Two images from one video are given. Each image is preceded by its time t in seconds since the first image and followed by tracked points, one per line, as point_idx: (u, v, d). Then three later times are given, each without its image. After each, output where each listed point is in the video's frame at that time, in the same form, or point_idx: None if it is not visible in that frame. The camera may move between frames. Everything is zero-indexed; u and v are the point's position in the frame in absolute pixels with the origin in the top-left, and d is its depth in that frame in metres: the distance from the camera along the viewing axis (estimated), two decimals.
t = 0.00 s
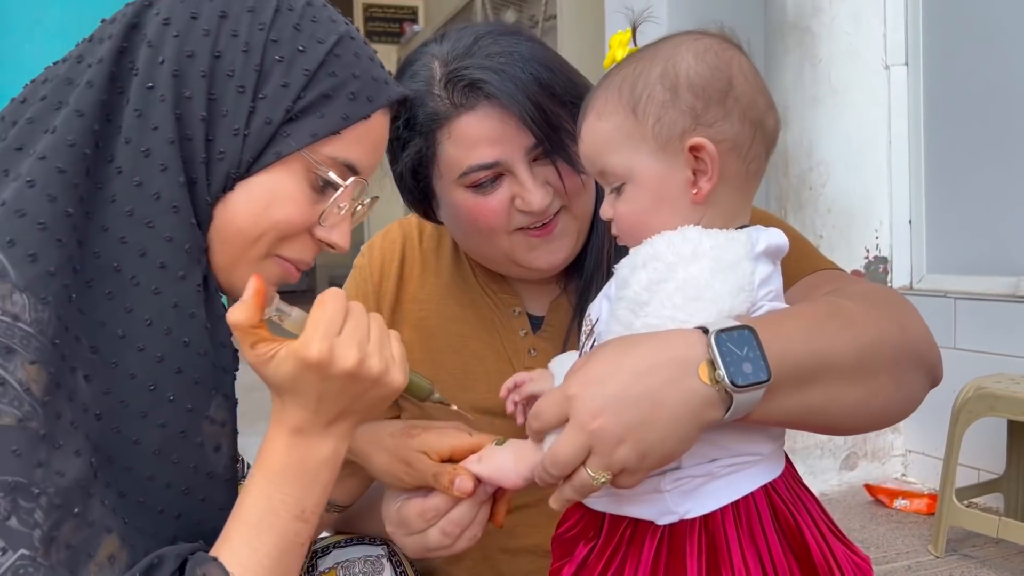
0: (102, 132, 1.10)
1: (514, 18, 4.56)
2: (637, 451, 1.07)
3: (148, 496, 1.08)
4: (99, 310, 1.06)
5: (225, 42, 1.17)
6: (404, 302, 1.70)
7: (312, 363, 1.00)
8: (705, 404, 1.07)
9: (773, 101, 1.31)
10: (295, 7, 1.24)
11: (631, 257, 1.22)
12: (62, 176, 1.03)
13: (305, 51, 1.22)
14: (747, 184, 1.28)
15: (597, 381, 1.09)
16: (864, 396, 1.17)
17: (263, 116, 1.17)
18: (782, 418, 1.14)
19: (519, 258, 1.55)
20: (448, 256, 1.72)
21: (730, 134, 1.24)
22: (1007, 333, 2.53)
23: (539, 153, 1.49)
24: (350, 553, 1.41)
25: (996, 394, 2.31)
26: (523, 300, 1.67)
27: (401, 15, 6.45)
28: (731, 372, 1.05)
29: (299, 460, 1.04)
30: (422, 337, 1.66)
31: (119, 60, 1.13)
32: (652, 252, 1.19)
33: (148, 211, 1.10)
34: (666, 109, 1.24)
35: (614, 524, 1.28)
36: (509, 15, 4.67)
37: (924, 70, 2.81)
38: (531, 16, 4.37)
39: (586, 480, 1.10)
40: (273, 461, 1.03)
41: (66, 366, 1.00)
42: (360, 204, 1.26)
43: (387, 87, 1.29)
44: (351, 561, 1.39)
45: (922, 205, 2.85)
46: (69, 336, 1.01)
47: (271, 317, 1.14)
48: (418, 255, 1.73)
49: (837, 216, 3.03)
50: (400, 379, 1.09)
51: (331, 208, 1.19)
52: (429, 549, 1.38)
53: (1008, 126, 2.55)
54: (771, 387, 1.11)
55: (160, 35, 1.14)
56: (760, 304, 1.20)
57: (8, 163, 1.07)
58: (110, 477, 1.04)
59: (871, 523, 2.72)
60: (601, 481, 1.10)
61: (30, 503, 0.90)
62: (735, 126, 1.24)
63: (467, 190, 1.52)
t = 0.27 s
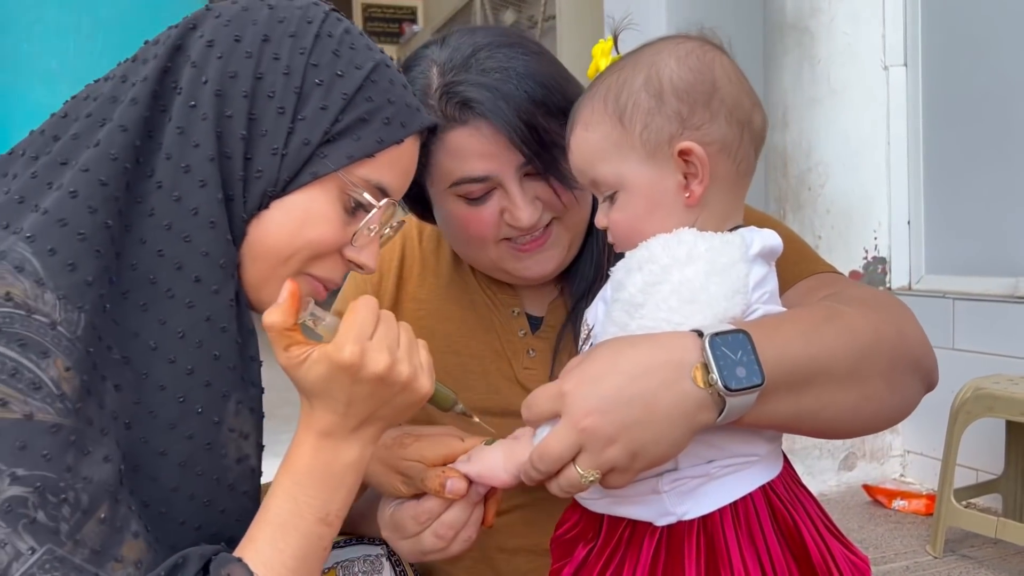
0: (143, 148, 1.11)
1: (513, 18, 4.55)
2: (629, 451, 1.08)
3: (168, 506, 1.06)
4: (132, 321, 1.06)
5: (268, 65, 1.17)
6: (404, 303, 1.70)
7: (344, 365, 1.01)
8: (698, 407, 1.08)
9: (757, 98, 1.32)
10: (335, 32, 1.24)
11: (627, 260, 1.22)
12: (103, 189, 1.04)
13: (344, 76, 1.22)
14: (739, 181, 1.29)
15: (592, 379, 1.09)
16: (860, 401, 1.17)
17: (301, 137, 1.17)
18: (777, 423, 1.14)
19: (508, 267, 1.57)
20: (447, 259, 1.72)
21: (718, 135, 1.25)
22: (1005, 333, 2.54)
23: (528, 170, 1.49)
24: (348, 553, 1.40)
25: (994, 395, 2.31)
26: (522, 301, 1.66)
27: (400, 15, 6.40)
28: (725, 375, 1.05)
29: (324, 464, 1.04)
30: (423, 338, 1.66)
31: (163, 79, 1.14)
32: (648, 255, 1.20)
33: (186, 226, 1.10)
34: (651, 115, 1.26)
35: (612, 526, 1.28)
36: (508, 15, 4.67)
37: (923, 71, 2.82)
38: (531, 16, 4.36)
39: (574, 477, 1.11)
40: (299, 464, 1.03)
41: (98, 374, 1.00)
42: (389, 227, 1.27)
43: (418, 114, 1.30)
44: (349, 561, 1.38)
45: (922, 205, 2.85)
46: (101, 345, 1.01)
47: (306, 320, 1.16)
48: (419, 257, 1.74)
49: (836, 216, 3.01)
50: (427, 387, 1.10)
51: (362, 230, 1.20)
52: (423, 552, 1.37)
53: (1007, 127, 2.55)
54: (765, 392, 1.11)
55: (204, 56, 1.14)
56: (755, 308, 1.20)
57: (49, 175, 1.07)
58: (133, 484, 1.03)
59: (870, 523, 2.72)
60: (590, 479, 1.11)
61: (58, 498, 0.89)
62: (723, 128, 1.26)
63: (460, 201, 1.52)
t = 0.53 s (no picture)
0: (164, 152, 1.11)
1: (514, 18, 4.55)
2: (627, 450, 1.08)
3: (173, 510, 1.06)
4: (147, 324, 1.06)
5: (291, 78, 1.17)
6: (405, 304, 1.70)
7: (345, 367, 1.01)
8: (698, 409, 1.08)
9: (740, 96, 1.33)
10: (359, 49, 1.24)
11: (625, 261, 1.22)
12: (123, 192, 1.04)
13: (367, 92, 1.22)
14: (728, 180, 1.30)
15: (593, 378, 1.09)
16: (859, 409, 1.17)
17: (322, 149, 1.17)
18: (778, 427, 1.15)
19: (504, 270, 1.57)
20: (449, 259, 1.72)
21: (702, 136, 1.26)
22: (1005, 334, 2.53)
23: (522, 179, 1.48)
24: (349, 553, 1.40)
25: (995, 395, 2.31)
26: (523, 300, 1.65)
27: (401, 15, 6.33)
28: (726, 379, 1.05)
29: (325, 465, 1.04)
30: (423, 338, 1.66)
31: (187, 86, 1.14)
32: (646, 255, 1.20)
33: (204, 232, 1.10)
34: (635, 121, 1.27)
35: (613, 527, 1.28)
36: (509, 14, 4.66)
37: (923, 71, 2.82)
38: (531, 16, 4.36)
39: (571, 474, 1.11)
40: (299, 467, 1.03)
41: (111, 377, 1.00)
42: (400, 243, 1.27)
43: (435, 132, 1.29)
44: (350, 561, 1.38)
45: (922, 206, 2.85)
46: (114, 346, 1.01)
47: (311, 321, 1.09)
48: (420, 258, 1.74)
49: (836, 216, 3.02)
50: (428, 388, 1.09)
51: (375, 244, 1.20)
52: (423, 554, 1.37)
53: (1008, 128, 2.55)
54: (766, 397, 1.11)
55: (230, 66, 1.15)
56: (754, 310, 1.21)
57: (67, 175, 1.06)
58: (139, 486, 1.03)
59: (870, 524, 2.72)
60: (587, 477, 1.11)
61: (66, 497, 0.89)
62: (707, 129, 1.27)
63: (456, 206, 1.52)
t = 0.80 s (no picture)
0: (168, 150, 1.10)
1: (515, 17, 4.55)
2: (627, 447, 1.08)
3: (173, 510, 1.06)
4: (148, 322, 1.06)
5: (297, 79, 1.17)
6: (405, 303, 1.70)
7: (343, 365, 1.01)
8: (699, 408, 1.08)
9: (739, 94, 1.33)
10: (365, 53, 1.24)
11: (626, 260, 1.22)
12: (127, 189, 1.04)
13: (371, 95, 1.22)
14: (728, 178, 1.30)
15: (596, 375, 1.09)
16: (861, 410, 1.17)
17: (326, 151, 1.16)
18: (780, 427, 1.14)
19: (502, 273, 1.56)
20: (448, 259, 1.72)
21: (703, 133, 1.26)
22: (1006, 334, 2.53)
23: (518, 183, 1.48)
24: (348, 553, 1.40)
25: (996, 396, 2.31)
26: (523, 300, 1.65)
27: (401, 15, 6.33)
28: (728, 377, 1.04)
29: (322, 464, 1.04)
30: (423, 337, 1.66)
31: (192, 85, 1.13)
32: (647, 254, 1.19)
33: (207, 230, 1.09)
34: (635, 118, 1.27)
35: (615, 526, 1.27)
36: (510, 14, 4.65)
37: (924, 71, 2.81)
38: (531, 16, 4.36)
39: (570, 469, 1.11)
40: (297, 465, 1.03)
41: (111, 374, 1.00)
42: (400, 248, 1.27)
43: (439, 137, 1.29)
44: (350, 561, 1.38)
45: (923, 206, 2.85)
46: (114, 343, 1.01)
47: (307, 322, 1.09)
48: (420, 258, 1.74)
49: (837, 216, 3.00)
50: (426, 386, 1.09)
51: (376, 247, 1.20)
52: (423, 552, 1.37)
53: (1009, 128, 2.55)
54: (768, 397, 1.10)
55: (236, 65, 1.14)
56: (756, 310, 1.21)
57: (70, 172, 1.06)
58: (139, 485, 1.03)
59: (871, 524, 2.72)
60: (586, 473, 1.11)
61: (64, 497, 0.88)
62: (707, 126, 1.26)
63: (455, 209, 1.52)
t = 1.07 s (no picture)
0: (169, 149, 1.10)
1: (516, 17, 4.54)
2: (627, 447, 1.08)
3: (170, 510, 1.06)
4: (148, 321, 1.05)
5: (299, 79, 1.16)
6: (405, 303, 1.70)
7: (341, 362, 1.00)
8: (700, 407, 1.07)
9: (733, 91, 1.32)
10: (367, 54, 1.24)
11: (625, 261, 1.21)
12: (127, 188, 1.03)
13: (373, 96, 1.22)
14: (724, 176, 1.30)
15: (596, 375, 1.08)
16: (861, 410, 1.17)
17: (327, 151, 1.16)
18: (781, 427, 1.14)
19: (502, 274, 1.56)
20: (448, 259, 1.72)
21: (697, 131, 1.26)
22: (1007, 334, 2.52)
23: (517, 186, 1.47)
24: (348, 554, 1.39)
25: (997, 396, 2.30)
26: (523, 300, 1.64)
27: (402, 15, 6.27)
28: (729, 375, 1.04)
29: (320, 463, 1.03)
30: (422, 336, 1.65)
31: (194, 84, 1.13)
32: (647, 254, 1.19)
33: (208, 229, 1.09)
34: (629, 119, 1.27)
35: (615, 527, 1.27)
36: (510, 14, 4.65)
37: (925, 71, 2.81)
38: (532, 16, 4.36)
39: (570, 469, 1.10)
40: (293, 463, 1.02)
41: (110, 373, 0.99)
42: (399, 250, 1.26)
43: (441, 139, 1.28)
44: (349, 561, 1.38)
45: (924, 206, 2.85)
46: (114, 343, 1.01)
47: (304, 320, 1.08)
48: (420, 258, 1.74)
49: (837, 216, 3.00)
50: (422, 384, 1.09)
51: (375, 248, 1.19)
52: (421, 553, 1.36)
53: (1010, 128, 2.55)
54: (769, 397, 1.10)
55: (238, 64, 1.14)
56: (757, 309, 1.20)
57: (70, 170, 1.06)
58: (137, 484, 1.03)
59: (871, 525, 2.71)
60: (586, 473, 1.10)
61: (61, 496, 0.88)
62: (701, 124, 1.26)
63: (455, 211, 1.51)
